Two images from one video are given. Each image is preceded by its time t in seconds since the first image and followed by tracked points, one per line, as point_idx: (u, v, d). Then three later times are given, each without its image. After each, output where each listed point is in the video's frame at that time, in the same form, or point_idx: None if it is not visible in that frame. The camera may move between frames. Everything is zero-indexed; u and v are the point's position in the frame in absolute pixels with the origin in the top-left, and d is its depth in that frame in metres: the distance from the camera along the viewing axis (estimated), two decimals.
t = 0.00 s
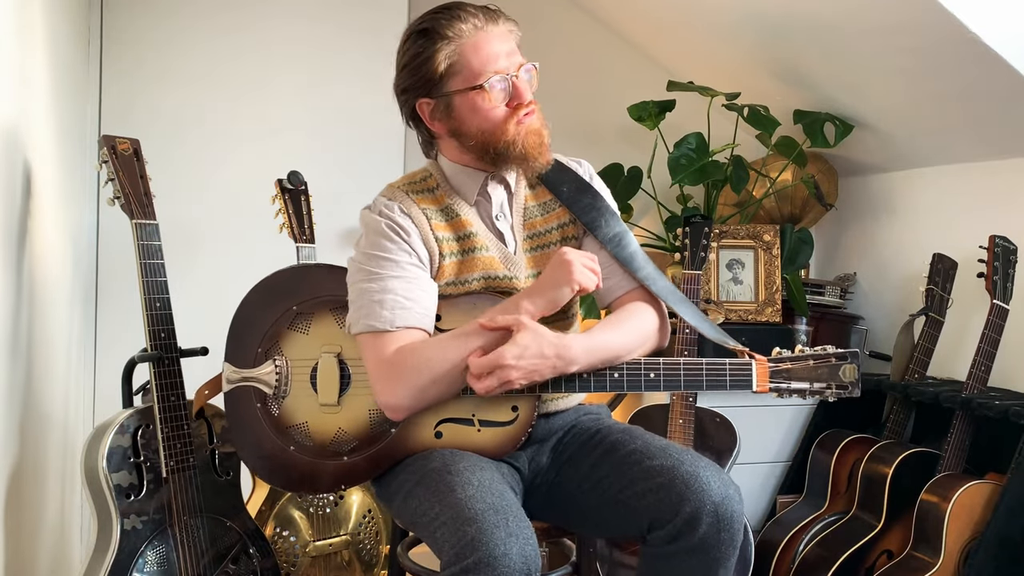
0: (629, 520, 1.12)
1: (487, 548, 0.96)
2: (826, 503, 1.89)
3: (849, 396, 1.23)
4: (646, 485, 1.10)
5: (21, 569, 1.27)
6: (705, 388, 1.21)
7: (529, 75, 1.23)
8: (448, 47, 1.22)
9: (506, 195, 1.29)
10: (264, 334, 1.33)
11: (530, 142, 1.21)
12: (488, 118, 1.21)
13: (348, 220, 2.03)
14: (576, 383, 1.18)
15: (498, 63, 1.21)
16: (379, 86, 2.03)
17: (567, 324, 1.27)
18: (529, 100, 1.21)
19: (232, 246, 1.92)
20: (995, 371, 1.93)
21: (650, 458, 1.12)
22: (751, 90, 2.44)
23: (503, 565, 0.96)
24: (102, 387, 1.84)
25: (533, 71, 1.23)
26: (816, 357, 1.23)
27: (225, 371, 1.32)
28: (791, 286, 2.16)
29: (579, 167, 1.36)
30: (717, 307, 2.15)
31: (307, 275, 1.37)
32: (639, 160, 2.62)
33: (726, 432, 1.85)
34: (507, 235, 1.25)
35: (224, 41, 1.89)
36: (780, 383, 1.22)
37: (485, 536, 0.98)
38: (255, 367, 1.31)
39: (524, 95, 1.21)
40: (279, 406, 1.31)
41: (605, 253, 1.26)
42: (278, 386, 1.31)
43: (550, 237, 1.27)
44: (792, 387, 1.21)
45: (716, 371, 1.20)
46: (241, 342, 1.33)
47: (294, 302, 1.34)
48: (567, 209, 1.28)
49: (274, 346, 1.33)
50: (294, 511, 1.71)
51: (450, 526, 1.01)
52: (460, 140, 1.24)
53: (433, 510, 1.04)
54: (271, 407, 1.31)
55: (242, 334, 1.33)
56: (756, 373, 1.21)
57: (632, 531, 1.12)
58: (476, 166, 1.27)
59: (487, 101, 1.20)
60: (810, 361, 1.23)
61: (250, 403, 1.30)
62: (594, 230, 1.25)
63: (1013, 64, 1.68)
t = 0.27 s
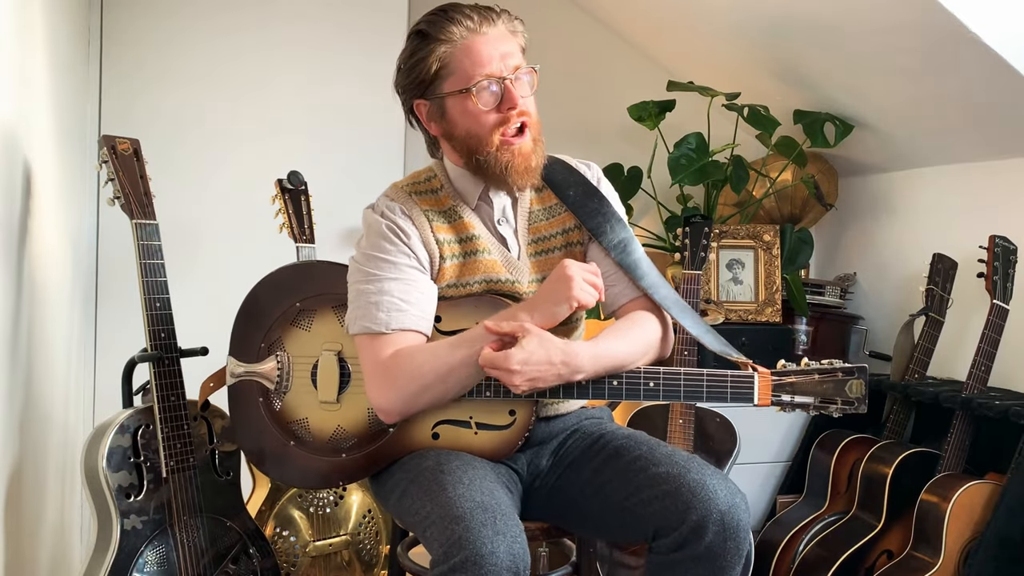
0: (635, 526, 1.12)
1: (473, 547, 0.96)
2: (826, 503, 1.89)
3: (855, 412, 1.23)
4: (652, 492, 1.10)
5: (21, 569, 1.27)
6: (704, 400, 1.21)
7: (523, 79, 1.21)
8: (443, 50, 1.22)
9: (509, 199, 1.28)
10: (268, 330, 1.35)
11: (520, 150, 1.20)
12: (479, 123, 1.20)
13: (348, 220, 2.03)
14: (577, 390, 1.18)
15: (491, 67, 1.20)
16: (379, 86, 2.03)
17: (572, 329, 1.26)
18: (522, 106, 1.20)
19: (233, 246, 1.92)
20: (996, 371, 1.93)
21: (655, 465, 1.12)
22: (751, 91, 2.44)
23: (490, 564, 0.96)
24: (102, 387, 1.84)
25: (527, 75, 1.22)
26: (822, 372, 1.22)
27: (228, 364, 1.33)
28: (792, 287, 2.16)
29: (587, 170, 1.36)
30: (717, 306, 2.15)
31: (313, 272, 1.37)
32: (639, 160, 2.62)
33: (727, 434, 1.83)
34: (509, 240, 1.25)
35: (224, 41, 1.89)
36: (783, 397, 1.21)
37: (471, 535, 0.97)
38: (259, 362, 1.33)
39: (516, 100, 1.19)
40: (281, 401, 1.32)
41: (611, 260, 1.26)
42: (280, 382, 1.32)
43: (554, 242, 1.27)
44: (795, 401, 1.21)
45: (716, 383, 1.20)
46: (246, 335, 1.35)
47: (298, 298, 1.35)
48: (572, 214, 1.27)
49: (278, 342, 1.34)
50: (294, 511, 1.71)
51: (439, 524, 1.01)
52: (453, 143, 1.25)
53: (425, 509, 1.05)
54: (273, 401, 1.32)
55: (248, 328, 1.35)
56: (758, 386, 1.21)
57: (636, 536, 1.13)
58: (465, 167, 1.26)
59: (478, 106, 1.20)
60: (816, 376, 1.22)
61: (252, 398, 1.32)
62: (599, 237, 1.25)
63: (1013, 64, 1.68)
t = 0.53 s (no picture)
0: (635, 531, 1.13)
1: (469, 547, 0.96)
2: (826, 503, 1.89)
3: (858, 417, 1.23)
4: (652, 498, 1.10)
5: (21, 569, 1.27)
6: (705, 403, 1.21)
7: (519, 74, 1.21)
8: (440, 47, 1.23)
9: (511, 199, 1.28)
10: (270, 329, 1.35)
11: (515, 145, 1.19)
12: (475, 119, 1.21)
13: (348, 220, 2.03)
14: (576, 392, 1.18)
15: (487, 63, 1.20)
16: (379, 86, 2.03)
17: (573, 331, 1.26)
18: (517, 101, 1.20)
19: (233, 246, 1.93)
20: (996, 371, 1.93)
21: (656, 471, 1.12)
22: (751, 91, 2.44)
23: (487, 564, 0.96)
24: (102, 387, 1.84)
25: (524, 70, 1.21)
26: (824, 376, 1.22)
27: (230, 362, 1.33)
28: (791, 286, 2.17)
29: (591, 170, 1.36)
30: (717, 306, 2.15)
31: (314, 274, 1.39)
32: (639, 160, 2.62)
33: (727, 436, 1.83)
34: (510, 240, 1.26)
35: (224, 41, 1.89)
36: (784, 401, 1.21)
37: (468, 535, 0.97)
38: (259, 360, 1.33)
39: (512, 96, 1.19)
40: (281, 400, 1.32)
41: (613, 261, 1.26)
42: (280, 382, 1.32)
43: (555, 243, 1.27)
44: (796, 405, 1.21)
45: (716, 387, 1.20)
46: (250, 339, 1.36)
47: (298, 297, 1.36)
48: (574, 215, 1.27)
49: (278, 341, 1.35)
50: (294, 511, 1.71)
51: (437, 524, 1.01)
52: (449, 139, 1.25)
53: (423, 508, 1.05)
54: (275, 399, 1.32)
55: (250, 325, 1.36)
56: (759, 390, 1.21)
57: (636, 540, 1.13)
58: (462, 165, 1.26)
59: (474, 102, 1.20)
60: (819, 380, 1.22)
61: (254, 397, 1.32)
62: (601, 237, 1.24)
63: (1012, 64, 1.68)
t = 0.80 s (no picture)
0: (634, 531, 1.13)
1: (471, 547, 0.96)
2: (826, 503, 1.89)
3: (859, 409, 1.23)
4: (652, 498, 1.10)
5: (21, 569, 1.27)
6: (703, 400, 1.20)
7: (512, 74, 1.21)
8: (432, 48, 1.23)
9: (507, 198, 1.29)
10: (268, 333, 1.35)
11: (509, 144, 1.19)
12: (469, 119, 1.21)
13: (348, 220, 2.03)
14: (575, 390, 1.18)
15: (479, 63, 1.20)
16: (379, 86, 2.03)
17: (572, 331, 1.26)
18: (510, 100, 1.20)
19: (233, 246, 1.92)
20: (996, 371, 1.93)
21: (656, 471, 1.12)
22: (751, 91, 2.44)
23: (489, 564, 0.96)
24: (102, 387, 1.84)
25: (517, 69, 1.21)
26: (824, 369, 1.22)
27: (228, 365, 1.32)
28: (792, 287, 2.16)
29: (587, 170, 1.36)
30: (717, 306, 2.15)
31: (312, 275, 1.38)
32: (639, 160, 2.62)
33: (727, 437, 1.84)
34: (507, 240, 1.26)
35: (224, 41, 1.89)
36: (783, 395, 1.21)
37: (470, 535, 0.97)
38: (258, 363, 1.33)
39: (505, 95, 1.19)
40: (281, 402, 1.32)
41: (608, 262, 1.26)
42: (279, 384, 1.32)
43: (550, 242, 1.27)
44: (796, 399, 1.21)
45: (715, 382, 1.19)
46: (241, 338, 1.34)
47: (296, 301, 1.36)
48: (569, 215, 1.27)
49: (276, 345, 1.34)
50: (294, 511, 1.71)
51: (438, 525, 1.01)
52: (444, 140, 1.25)
53: (423, 509, 1.05)
54: (274, 403, 1.32)
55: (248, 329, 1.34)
56: (758, 385, 1.21)
57: (636, 540, 1.13)
58: (458, 165, 1.27)
59: (467, 102, 1.20)
60: (818, 373, 1.22)
61: (252, 399, 1.31)
62: (596, 237, 1.25)
63: (1013, 64, 1.68)
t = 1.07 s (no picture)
0: (633, 531, 1.13)
1: (469, 546, 0.96)
2: (826, 503, 1.89)
3: (855, 404, 1.23)
4: (651, 498, 1.10)
5: (21, 569, 1.27)
6: (700, 395, 1.21)
7: (508, 74, 1.21)
8: (428, 48, 1.23)
9: (503, 198, 1.29)
10: (268, 336, 1.34)
11: (505, 145, 1.19)
12: (464, 120, 1.21)
13: (348, 220, 2.03)
14: (572, 387, 1.18)
15: (474, 63, 1.20)
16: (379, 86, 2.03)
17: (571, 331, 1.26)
18: (505, 100, 1.20)
19: (232, 246, 1.92)
20: (996, 371, 1.93)
21: (655, 471, 1.12)
22: (751, 91, 2.44)
23: (487, 564, 0.96)
24: (102, 387, 1.84)
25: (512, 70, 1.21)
26: (820, 364, 1.23)
27: (228, 368, 1.32)
28: (792, 287, 2.15)
29: (583, 168, 1.36)
30: (717, 306, 2.15)
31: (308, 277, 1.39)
32: (639, 160, 2.62)
33: (727, 436, 1.84)
34: (504, 239, 1.26)
35: (224, 41, 1.89)
36: (780, 390, 1.22)
37: (468, 535, 0.97)
38: (257, 365, 1.32)
39: (500, 95, 1.19)
40: (280, 404, 1.32)
41: (605, 260, 1.27)
42: (278, 385, 1.31)
43: (547, 242, 1.27)
44: (793, 394, 1.22)
45: (712, 378, 1.20)
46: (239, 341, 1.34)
47: (294, 302, 1.36)
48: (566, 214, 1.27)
49: (275, 346, 1.34)
50: (294, 511, 1.71)
51: (436, 524, 1.01)
52: (440, 140, 1.25)
53: (422, 509, 1.05)
54: (272, 403, 1.32)
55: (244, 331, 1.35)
56: (755, 380, 1.21)
57: (635, 540, 1.13)
58: (455, 165, 1.27)
59: (462, 103, 1.20)
60: (815, 368, 1.23)
61: (251, 400, 1.31)
62: (592, 236, 1.25)
63: (1012, 65, 1.68)
